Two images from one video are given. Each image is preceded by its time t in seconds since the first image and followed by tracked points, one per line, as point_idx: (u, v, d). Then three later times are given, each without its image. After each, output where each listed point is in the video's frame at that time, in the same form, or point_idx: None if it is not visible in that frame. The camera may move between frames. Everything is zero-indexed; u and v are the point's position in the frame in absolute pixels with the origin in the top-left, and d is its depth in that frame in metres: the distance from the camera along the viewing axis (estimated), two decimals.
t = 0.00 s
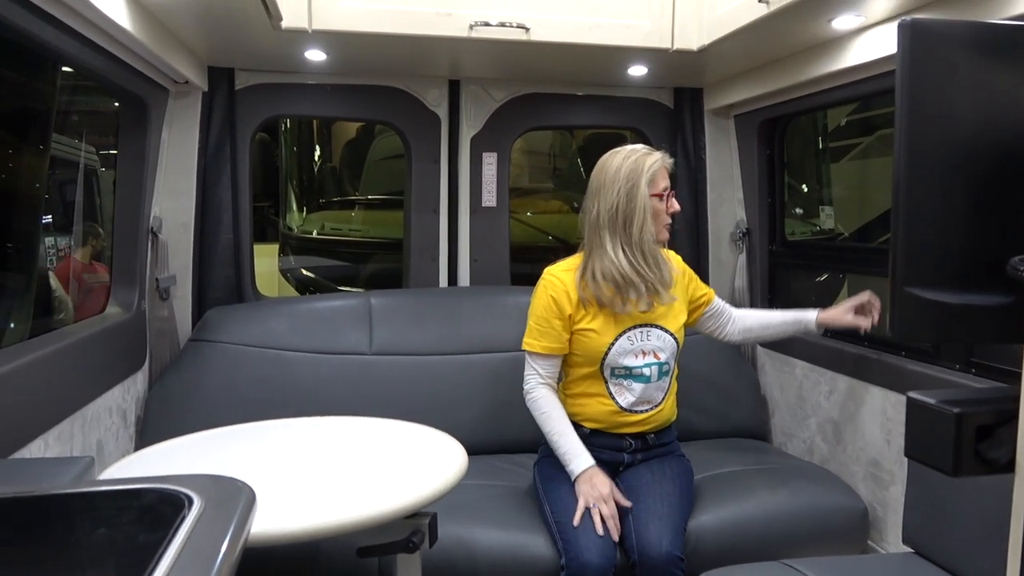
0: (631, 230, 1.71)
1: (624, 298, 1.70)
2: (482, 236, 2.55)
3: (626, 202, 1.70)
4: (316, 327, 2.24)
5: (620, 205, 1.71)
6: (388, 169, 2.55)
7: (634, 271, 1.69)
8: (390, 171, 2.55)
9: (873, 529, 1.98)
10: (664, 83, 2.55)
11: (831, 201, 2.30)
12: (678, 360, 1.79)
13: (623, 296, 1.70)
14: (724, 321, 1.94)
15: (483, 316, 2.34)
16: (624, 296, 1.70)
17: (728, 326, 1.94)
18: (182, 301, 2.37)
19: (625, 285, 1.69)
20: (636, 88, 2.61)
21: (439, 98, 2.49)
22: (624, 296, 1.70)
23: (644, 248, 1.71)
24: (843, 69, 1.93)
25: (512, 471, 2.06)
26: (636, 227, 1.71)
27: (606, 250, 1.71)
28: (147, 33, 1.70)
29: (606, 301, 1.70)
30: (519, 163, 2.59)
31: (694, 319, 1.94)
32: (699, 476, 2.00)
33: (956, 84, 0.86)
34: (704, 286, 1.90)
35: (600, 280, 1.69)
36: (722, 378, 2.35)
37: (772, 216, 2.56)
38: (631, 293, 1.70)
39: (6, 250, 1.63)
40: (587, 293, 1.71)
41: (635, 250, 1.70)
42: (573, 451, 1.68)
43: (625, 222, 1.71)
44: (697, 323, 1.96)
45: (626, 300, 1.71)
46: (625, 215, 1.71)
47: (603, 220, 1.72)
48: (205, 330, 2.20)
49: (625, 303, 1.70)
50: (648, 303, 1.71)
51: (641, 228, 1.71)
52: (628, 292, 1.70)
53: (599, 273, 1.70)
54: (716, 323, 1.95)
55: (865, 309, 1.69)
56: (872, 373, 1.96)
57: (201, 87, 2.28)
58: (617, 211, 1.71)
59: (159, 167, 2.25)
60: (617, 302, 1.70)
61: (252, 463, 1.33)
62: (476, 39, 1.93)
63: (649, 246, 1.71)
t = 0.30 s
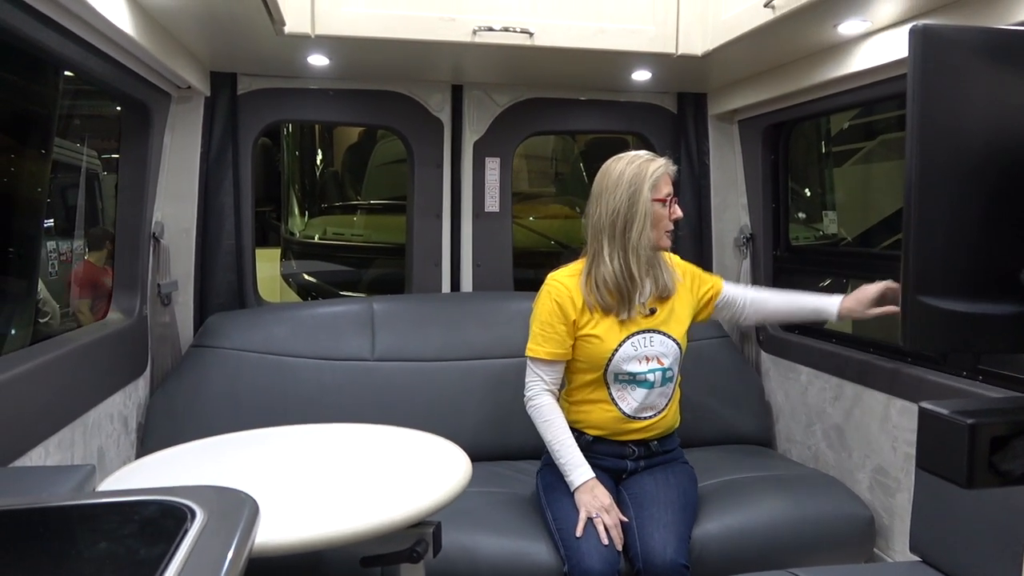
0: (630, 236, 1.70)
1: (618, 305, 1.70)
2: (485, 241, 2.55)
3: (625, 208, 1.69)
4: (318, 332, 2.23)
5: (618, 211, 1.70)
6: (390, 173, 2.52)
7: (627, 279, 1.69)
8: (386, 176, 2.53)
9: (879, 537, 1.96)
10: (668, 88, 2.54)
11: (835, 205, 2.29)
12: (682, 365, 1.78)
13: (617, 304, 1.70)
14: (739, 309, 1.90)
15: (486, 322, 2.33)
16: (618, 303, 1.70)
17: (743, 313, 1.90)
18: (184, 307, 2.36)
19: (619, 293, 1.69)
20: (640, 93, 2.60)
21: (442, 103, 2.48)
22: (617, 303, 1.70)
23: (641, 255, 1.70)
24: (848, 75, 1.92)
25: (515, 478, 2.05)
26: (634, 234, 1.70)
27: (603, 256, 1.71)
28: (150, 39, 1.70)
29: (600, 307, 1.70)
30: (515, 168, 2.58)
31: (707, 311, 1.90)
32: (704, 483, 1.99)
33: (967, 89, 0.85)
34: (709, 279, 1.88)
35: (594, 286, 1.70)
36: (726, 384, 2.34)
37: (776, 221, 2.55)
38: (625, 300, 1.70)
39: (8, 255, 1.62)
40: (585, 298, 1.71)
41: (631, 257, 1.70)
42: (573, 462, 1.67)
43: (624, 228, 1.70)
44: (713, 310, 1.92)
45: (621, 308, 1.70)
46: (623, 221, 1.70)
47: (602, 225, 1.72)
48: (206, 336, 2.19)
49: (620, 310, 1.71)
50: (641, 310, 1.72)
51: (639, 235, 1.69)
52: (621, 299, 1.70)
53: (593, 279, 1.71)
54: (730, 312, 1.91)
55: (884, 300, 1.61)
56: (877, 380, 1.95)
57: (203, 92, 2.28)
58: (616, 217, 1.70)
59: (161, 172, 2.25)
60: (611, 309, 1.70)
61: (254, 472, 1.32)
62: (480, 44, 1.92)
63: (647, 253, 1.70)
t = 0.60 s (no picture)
0: (624, 240, 1.70)
1: (614, 310, 1.70)
2: (488, 245, 2.55)
3: (619, 212, 1.69)
4: (321, 336, 2.23)
5: (612, 215, 1.70)
6: (395, 176, 2.52)
7: (622, 283, 1.68)
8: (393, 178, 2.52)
9: (883, 542, 1.95)
10: (670, 91, 2.54)
11: (837, 208, 2.28)
12: (682, 364, 1.77)
13: (613, 308, 1.69)
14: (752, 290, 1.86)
15: (489, 325, 2.32)
16: (613, 307, 1.70)
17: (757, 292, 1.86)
18: (186, 311, 2.37)
19: (613, 297, 1.68)
20: (643, 97, 2.60)
21: (445, 107, 2.48)
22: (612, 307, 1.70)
23: (636, 258, 1.69)
24: (851, 79, 1.92)
25: (518, 482, 2.04)
26: (628, 237, 1.69)
27: (598, 260, 1.71)
28: (153, 43, 1.70)
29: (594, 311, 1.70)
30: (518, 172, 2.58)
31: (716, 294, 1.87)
32: (707, 487, 1.98)
33: (972, 93, 0.85)
34: (708, 262, 1.84)
35: (589, 290, 1.70)
36: (729, 388, 2.33)
37: (779, 224, 2.55)
38: (619, 304, 1.69)
39: (11, 258, 1.62)
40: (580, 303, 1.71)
41: (625, 261, 1.69)
42: (576, 467, 1.67)
43: (618, 231, 1.70)
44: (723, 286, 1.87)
45: (617, 312, 1.70)
46: (617, 225, 1.70)
47: (597, 230, 1.72)
48: (209, 339, 2.19)
49: (615, 314, 1.70)
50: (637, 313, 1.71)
51: (633, 238, 1.69)
52: (616, 303, 1.69)
53: (588, 283, 1.71)
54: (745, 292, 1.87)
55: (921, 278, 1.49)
56: (881, 384, 1.94)
57: (206, 96, 2.28)
58: (610, 221, 1.70)
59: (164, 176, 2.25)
60: (606, 313, 1.70)
61: (257, 476, 1.32)
62: (482, 48, 1.92)
63: (641, 256, 1.69)
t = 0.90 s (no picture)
0: (620, 241, 1.70)
1: (609, 311, 1.70)
2: (489, 248, 2.55)
3: (615, 214, 1.70)
4: (321, 339, 2.23)
5: (608, 217, 1.71)
6: (396, 179, 2.54)
7: (616, 284, 1.68)
8: (394, 182, 2.53)
9: (885, 546, 1.95)
10: (672, 95, 2.54)
11: (838, 211, 2.28)
12: (675, 366, 1.76)
13: (608, 310, 1.69)
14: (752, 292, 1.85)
15: (490, 329, 2.32)
16: (607, 308, 1.69)
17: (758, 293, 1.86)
18: (188, 314, 2.37)
19: (608, 298, 1.68)
20: (644, 100, 2.60)
21: (446, 110, 2.48)
22: (606, 308, 1.69)
23: (632, 260, 1.70)
24: (852, 83, 1.92)
25: (518, 485, 2.04)
26: (624, 238, 1.70)
27: (593, 262, 1.72)
28: (155, 47, 1.70)
29: (589, 314, 1.69)
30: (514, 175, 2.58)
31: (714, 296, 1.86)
32: (708, 491, 1.98)
33: (972, 98, 0.85)
34: (705, 262, 1.84)
35: (583, 291, 1.70)
36: (730, 391, 2.33)
37: (780, 227, 2.55)
38: (614, 305, 1.69)
39: (14, 261, 1.63)
40: (573, 305, 1.71)
41: (621, 262, 1.70)
42: (571, 470, 1.67)
43: (614, 233, 1.71)
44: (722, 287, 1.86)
45: (612, 314, 1.70)
46: (614, 227, 1.71)
47: (593, 232, 1.74)
48: (210, 343, 2.20)
49: (609, 316, 1.70)
50: (631, 315, 1.71)
51: (629, 240, 1.69)
52: (610, 304, 1.69)
53: (584, 285, 1.72)
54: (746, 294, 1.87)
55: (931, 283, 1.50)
56: (883, 388, 1.94)
57: (208, 100, 2.29)
58: (606, 222, 1.72)
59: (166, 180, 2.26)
60: (600, 314, 1.69)
61: (257, 480, 1.32)
62: (483, 52, 1.93)
63: (636, 258, 1.70)
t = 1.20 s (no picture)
0: (617, 245, 1.70)
1: (608, 314, 1.69)
2: (490, 250, 2.55)
3: (612, 217, 1.70)
4: (323, 342, 2.23)
5: (606, 220, 1.71)
6: (397, 181, 2.55)
7: (615, 287, 1.68)
8: (397, 184, 2.55)
9: (888, 549, 1.94)
10: (674, 97, 2.54)
11: (840, 214, 2.28)
12: (679, 369, 1.76)
13: (607, 313, 1.69)
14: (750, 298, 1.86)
15: (491, 331, 2.32)
16: (606, 312, 1.69)
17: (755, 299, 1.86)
18: (190, 316, 2.37)
19: (606, 301, 1.68)
20: (645, 102, 2.60)
21: (448, 112, 2.48)
22: (604, 311, 1.69)
23: (630, 263, 1.69)
24: (855, 85, 1.92)
25: (520, 488, 2.04)
26: (622, 242, 1.70)
27: (592, 266, 1.72)
28: (157, 49, 1.71)
29: (588, 318, 1.70)
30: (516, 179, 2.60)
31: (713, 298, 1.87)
32: (710, 494, 1.98)
33: (974, 102, 0.85)
34: (708, 265, 1.85)
35: (582, 296, 1.70)
36: (732, 394, 2.33)
37: (782, 230, 2.55)
38: (612, 309, 1.69)
39: (16, 263, 1.63)
40: (574, 309, 1.71)
41: (620, 265, 1.69)
42: (574, 473, 1.67)
43: (612, 236, 1.71)
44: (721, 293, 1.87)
45: (612, 317, 1.70)
46: (611, 230, 1.71)
47: (591, 235, 1.74)
48: (212, 345, 2.20)
49: (608, 319, 1.70)
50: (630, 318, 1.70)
51: (626, 243, 1.69)
52: (608, 307, 1.69)
53: (582, 289, 1.72)
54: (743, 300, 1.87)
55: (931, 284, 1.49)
56: (886, 390, 1.93)
57: (210, 102, 2.29)
58: (604, 226, 1.72)
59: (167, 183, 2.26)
60: (599, 318, 1.69)
61: (259, 482, 1.32)
62: (485, 54, 1.93)
63: (634, 261, 1.69)
